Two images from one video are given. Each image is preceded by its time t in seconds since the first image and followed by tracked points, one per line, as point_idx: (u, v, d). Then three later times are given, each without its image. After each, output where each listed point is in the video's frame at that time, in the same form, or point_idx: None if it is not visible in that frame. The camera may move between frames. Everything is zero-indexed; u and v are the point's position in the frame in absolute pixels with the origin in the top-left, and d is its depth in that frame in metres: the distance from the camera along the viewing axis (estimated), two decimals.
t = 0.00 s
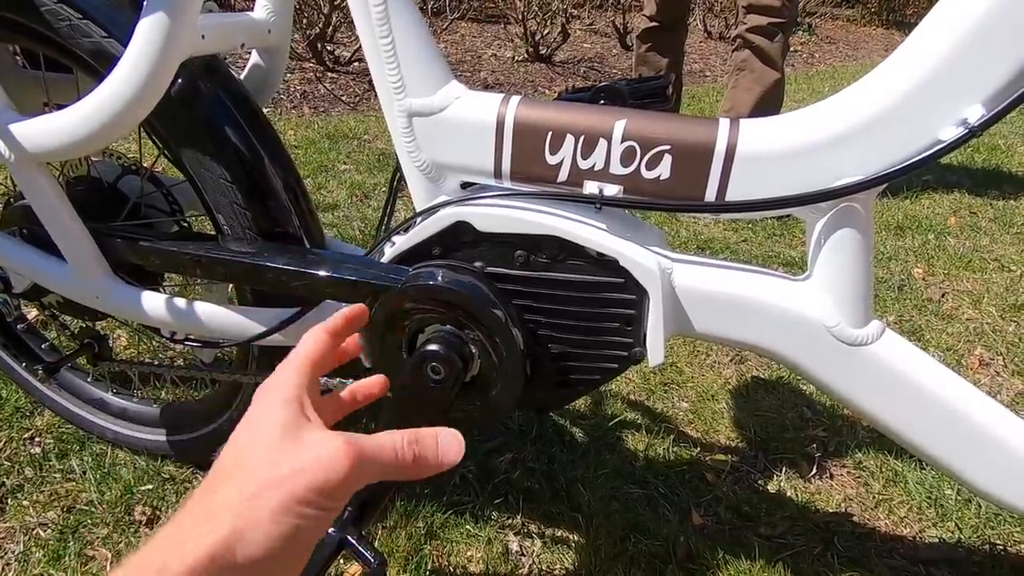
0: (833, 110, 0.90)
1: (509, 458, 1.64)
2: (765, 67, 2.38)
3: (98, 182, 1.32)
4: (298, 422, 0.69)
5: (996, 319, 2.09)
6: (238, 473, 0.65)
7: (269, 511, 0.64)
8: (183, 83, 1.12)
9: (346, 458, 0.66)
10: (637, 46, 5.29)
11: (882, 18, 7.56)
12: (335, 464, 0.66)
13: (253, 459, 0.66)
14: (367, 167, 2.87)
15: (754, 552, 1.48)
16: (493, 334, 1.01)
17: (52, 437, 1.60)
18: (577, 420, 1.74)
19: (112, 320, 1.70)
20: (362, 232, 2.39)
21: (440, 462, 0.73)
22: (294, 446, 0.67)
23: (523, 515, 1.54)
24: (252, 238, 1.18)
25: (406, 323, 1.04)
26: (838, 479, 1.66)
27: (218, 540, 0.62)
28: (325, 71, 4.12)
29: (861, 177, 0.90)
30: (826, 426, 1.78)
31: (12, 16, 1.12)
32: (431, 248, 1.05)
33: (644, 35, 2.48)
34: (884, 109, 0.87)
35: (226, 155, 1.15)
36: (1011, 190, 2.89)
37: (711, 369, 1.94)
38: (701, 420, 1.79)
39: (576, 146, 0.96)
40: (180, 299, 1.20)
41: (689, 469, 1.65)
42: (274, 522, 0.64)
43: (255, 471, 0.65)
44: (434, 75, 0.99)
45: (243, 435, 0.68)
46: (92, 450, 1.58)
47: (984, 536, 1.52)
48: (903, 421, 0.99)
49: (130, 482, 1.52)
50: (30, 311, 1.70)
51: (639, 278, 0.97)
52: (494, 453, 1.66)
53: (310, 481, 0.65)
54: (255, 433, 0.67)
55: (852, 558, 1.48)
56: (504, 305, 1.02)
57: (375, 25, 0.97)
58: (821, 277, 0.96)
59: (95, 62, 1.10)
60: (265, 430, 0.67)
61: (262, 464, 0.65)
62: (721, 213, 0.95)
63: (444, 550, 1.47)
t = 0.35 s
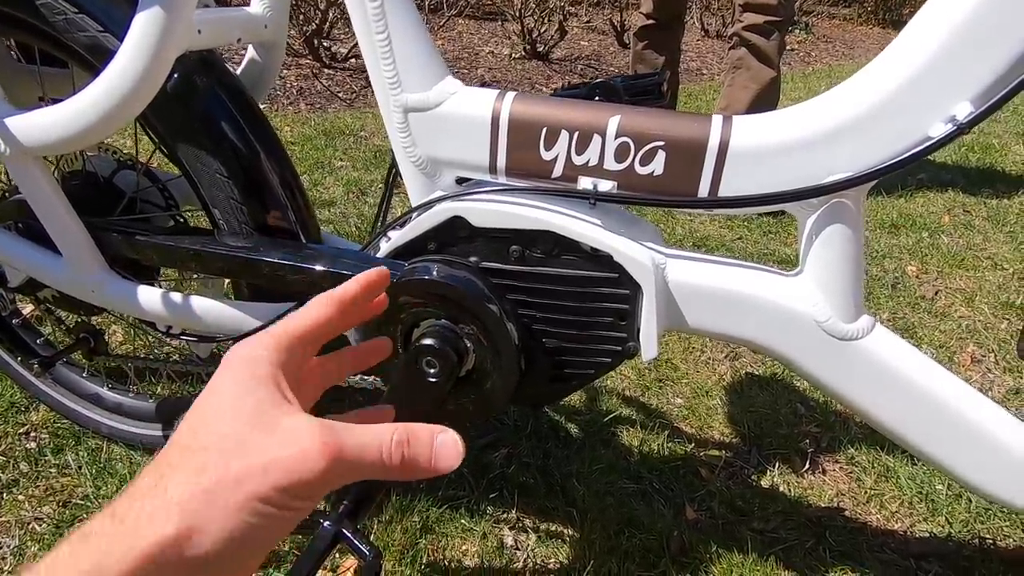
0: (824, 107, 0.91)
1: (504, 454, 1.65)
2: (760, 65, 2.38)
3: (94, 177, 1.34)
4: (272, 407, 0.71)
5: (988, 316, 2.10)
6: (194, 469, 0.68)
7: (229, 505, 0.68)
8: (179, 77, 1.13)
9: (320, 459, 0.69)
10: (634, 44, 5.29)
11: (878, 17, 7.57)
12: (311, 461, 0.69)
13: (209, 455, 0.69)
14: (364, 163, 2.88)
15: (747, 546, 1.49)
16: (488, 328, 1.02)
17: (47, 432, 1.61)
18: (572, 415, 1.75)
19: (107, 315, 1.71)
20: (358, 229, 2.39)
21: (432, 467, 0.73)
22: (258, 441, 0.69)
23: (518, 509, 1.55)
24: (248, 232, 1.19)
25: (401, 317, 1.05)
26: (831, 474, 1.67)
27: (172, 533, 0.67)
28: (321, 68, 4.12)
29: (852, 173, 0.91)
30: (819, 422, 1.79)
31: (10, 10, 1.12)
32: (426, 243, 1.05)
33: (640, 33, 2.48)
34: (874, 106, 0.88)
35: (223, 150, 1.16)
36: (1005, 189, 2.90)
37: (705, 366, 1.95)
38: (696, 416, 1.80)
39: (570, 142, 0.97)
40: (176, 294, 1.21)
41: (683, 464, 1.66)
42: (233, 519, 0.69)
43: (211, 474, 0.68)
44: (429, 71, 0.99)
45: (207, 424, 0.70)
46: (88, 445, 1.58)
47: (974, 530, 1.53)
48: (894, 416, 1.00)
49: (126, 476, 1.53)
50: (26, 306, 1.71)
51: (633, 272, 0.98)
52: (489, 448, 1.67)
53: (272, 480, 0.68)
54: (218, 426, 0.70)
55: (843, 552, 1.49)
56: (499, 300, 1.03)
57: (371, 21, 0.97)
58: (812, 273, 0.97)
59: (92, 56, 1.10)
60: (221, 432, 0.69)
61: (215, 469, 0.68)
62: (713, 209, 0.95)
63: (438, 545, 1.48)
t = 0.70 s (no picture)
0: (826, 107, 0.91)
1: (504, 452, 1.66)
2: (759, 64, 2.38)
3: (94, 176, 1.35)
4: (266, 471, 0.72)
5: (987, 315, 2.11)
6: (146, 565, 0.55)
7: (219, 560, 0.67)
8: (180, 75, 1.13)
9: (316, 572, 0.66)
10: (633, 42, 5.29)
11: (877, 15, 7.57)
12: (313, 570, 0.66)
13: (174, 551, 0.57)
14: (363, 161, 2.87)
15: (747, 545, 1.49)
16: (489, 327, 1.02)
17: (47, 431, 1.61)
18: (572, 414, 1.75)
19: (107, 314, 1.71)
20: (358, 227, 2.40)
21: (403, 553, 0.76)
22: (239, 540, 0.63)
23: (518, 508, 1.56)
24: (249, 231, 1.19)
25: (402, 316, 1.06)
26: (830, 472, 1.67)
27: None
28: (320, 65, 4.12)
29: (854, 173, 0.91)
30: (819, 421, 1.79)
31: (9, 9, 1.12)
32: (428, 242, 1.06)
33: (640, 31, 2.48)
34: (877, 106, 0.88)
35: (223, 148, 1.16)
36: (1004, 188, 2.90)
37: (705, 364, 1.96)
38: (696, 414, 1.81)
39: (572, 142, 0.97)
40: (177, 293, 1.21)
41: (683, 462, 1.67)
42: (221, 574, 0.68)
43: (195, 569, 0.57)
44: (431, 70, 0.99)
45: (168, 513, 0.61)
46: (88, 444, 1.59)
47: (972, 528, 1.54)
48: (894, 415, 1.00)
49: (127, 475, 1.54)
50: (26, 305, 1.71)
51: (635, 272, 0.98)
52: (489, 447, 1.67)
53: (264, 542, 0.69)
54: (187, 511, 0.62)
55: (842, 550, 1.49)
56: (500, 299, 1.03)
57: (372, 20, 0.97)
58: (813, 272, 0.97)
59: (92, 55, 1.10)
60: (192, 530, 0.59)
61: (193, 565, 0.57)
62: (715, 208, 0.95)
63: (439, 543, 1.48)
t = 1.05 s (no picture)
0: (818, 107, 0.92)
1: (502, 449, 1.67)
2: (758, 63, 2.40)
3: (95, 174, 1.36)
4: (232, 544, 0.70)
5: (984, 314, 2.12)
6: None
7: None
8: (181, 75, 1.15)
9: None
10: (632, 42, 5.30)
11: (877, 15, 7.57)
12: None
13: None
14: (363, 160, 2.89)
15: (743, 541, 1.51)
16: (486, 324, 1.03)
17: (48, 427, 1.63)
18: (570, 412, 1.77)
19: (109, 311, 1.72)
20: (358, 225, 2.41)
21: None
22: None
23: (516, 504, 1.57)
24: (249, 229, 1.20)
25: (400, 313, 1.07)
26: (826, 470, 1.69)
27: None
28: (321, 64, 4.13)
29: (846, 172, 0.92)
30: (815, 419, 1.81)
31: (13, 8, 1.14)
32: (426, 240, 1.07)
33: (639, 31, 2.49)
34: (868, 106, 0.89)
35: (223, 146, 1.17)
36: (1002, 188, 2.91)
37: (702, 363, 1.97)
38: (693, 412, 1.82)
39: (568, 141, 0.97)
40: (178, 290, 1.22)
41: (680, 460, 1.68)
42: None
43: None
44: (429, 71, 1.01)
45: None
46: (89, 440, 1.60)
47: (966, 526, 1.55)
48: (887, 414, 1.01)
49: (128, 471, 1.55)
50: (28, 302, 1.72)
51: (630, 270, 0.99)
52: (487, 444, 1.68)
53: None
54: None
55: (837, 547, 1.51)
56: (497, 297, 1.04)
57: (371, 20, 0.98)
58: (806, 271, 0.98)
59: (94, 54, 1.11)
60: None
61: None
62: (710, 207, 0.96)
63: (437, 538, 1.49)
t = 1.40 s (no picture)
0: (840, 106, 0.90)
1: (510, 450, 1.66)
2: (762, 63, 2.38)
3: (101, 173, 1.35)
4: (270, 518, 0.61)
5: (991, 315, 2.11)
6: None
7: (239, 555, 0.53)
8: (189, 72, 1.13)
9: None
10: (633, 42, 5.29)
11: (879, 15, 7.56)
12: None
13: None
14: (366, 160, 2.87)
15: (754, 545, 1.50)
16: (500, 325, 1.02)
17: (52, 427, 1.61)
18: (577, 413, 1.75)
19: (113, 310, 1.71)
20: (361, 225, 2.39)
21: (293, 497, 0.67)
22: None
23: (524, 506, 1.56)
24: (257, 228, 1.19)
25: (412, 315, 1.05)
26: (835, 473, 1.68)
27: None
28: (322, 63, 4.12)
29: (867, 173, 0.90)
30: (824, 420, 1.80)
31: (17, 3, 1.12)
32: (439, 239, 1.05)
33: (643, 30, 2.48)
34: (892, 105, 0.88)
35: (231, 144, 1.16)
36: (1006, 189, 2.90)
37: (709, 364, 1.96)
38: (701, 414, 1.81)
39: (583, 140, 0.96)
40: (185, 290, 1.21)
41: (688, 462, 1.67)
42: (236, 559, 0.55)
43: None
44: (442, 68, 0.99)
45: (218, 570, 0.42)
46: (94, 440, 1.59)
47: (978, 529, 1.54)
48: (906, 417, 1.00)
49: (132, 472, 1.54)
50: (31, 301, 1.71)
51: (648, 272, 0.97)
52: (494, 445, 1.67)
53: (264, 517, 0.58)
54: None
55: (849, 550, 1.49)
56: (510, 298, 1.02)
57: (384, 17, 0.97)
58: (826, 273, 0.97)
59: (102, 51, 1.10)
60: None
61: None
62: (728, 207, 0.94)
63: (445, 541, 1.48)
